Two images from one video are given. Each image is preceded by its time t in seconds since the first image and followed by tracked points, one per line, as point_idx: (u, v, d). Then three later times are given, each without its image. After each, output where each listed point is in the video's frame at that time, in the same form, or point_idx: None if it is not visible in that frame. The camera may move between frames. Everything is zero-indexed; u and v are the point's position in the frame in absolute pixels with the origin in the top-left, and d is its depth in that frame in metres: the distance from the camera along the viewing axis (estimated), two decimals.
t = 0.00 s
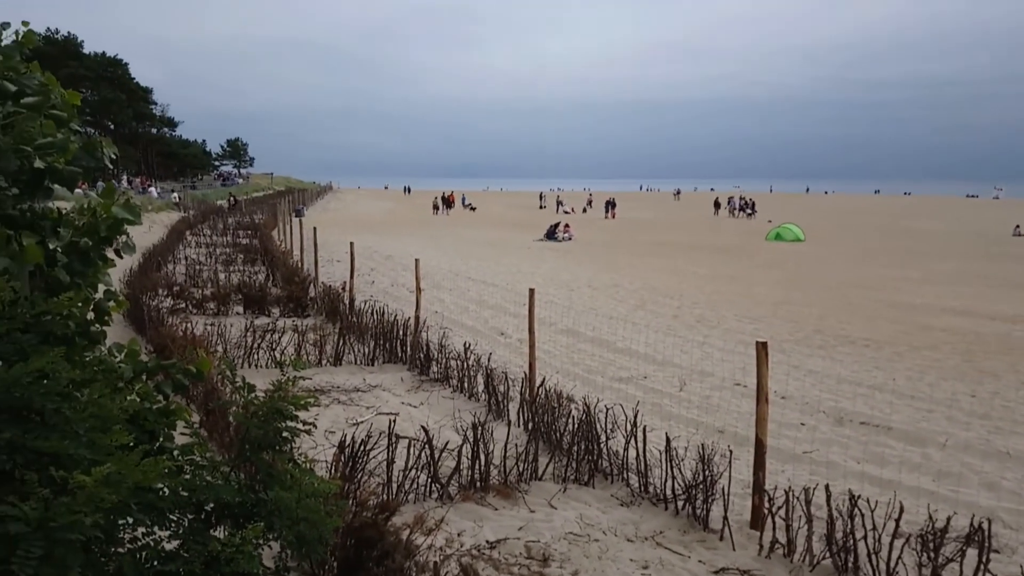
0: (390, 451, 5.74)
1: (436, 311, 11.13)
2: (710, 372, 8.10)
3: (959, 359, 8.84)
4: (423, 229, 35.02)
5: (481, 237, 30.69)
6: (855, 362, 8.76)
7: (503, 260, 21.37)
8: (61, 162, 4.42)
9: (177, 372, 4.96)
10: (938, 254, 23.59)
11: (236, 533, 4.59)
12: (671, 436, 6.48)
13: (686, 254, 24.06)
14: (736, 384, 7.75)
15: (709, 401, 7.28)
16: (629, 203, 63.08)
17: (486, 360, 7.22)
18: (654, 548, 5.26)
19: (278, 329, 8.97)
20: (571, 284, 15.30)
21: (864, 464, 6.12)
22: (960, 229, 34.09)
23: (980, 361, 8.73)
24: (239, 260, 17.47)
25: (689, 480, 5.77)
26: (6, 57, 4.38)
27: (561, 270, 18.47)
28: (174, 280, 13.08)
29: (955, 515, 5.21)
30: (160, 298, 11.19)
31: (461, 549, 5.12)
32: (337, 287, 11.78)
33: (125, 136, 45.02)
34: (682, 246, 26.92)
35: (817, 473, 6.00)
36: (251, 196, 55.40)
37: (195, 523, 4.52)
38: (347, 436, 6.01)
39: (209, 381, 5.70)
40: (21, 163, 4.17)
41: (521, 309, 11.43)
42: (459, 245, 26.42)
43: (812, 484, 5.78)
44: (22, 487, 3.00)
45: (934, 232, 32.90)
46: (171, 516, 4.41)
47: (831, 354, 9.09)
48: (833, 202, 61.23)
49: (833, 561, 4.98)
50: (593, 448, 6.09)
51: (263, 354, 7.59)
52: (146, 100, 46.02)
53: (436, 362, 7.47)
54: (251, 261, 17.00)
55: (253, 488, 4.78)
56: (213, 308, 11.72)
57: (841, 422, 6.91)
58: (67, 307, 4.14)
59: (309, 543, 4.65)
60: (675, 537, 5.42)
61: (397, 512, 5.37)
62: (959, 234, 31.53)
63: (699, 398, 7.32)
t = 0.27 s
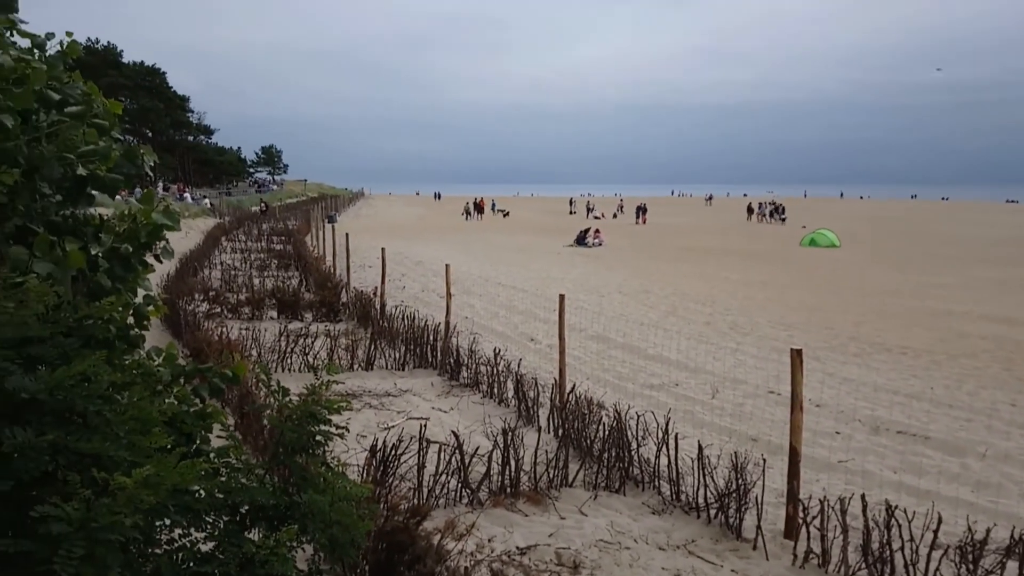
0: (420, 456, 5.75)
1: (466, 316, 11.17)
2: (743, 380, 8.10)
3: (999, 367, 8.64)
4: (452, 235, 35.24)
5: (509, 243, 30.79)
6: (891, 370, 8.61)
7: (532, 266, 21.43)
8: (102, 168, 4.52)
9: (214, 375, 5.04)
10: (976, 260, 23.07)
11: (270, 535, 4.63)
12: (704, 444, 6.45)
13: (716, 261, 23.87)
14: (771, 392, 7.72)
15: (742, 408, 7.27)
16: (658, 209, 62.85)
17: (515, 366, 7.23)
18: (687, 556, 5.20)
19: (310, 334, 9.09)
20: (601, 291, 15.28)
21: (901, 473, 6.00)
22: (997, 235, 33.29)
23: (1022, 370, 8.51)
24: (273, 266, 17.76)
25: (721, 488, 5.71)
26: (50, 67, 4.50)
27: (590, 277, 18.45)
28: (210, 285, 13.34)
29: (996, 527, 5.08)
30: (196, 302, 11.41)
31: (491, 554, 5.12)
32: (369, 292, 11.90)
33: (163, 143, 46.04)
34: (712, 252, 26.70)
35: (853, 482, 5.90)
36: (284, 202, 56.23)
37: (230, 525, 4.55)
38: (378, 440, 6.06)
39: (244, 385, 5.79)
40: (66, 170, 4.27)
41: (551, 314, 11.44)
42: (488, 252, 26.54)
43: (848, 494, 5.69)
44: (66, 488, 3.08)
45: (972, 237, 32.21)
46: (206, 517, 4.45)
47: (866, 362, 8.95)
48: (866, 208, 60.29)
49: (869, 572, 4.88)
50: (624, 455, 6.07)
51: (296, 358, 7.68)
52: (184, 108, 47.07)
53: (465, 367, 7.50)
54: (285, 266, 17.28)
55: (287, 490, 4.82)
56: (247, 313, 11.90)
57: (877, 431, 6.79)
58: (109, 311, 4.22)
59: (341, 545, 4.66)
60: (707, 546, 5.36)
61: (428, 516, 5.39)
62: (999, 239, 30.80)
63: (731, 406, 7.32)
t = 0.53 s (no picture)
0: (449, 459, 5.77)
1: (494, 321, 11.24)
2: (774, 386, 8.12)
3: None
4: (479, 240, 35.40)
5: (536, 248, 30.85)
6: (926, 376, 8.47)
7: (558, 271, 21.43)
8: (140, 175, 4.61)
9: (247, 378, 5.13)
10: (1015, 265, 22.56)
11: (302, 536, 4.67)
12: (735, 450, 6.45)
13: (744, 266, 23.65)
14: (802, 398, 7.76)
15: (773, 415, 7.30)
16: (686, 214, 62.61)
17: (543, 371, 7.25)
18: (717, 563, 5.16)
19: (339, 337, 9.19)
20: (628, 297, 15.24)
21: (936, 482, 5.89)
22: None
23: None
24: (304, 270, 18.01)
25: (752, 495, 5.67)
26: (90, 75, 4.62)
27: (617, 282, 18.41)
28: (242, 288, 13.58)
29: None
30: (229, 306, 11.61)
31: (520, 559, 5.11)
32: (399, 297, 12.01)
33: (195, 149, 46.93)
34: (740, 258, 26.46)
35: (886, 490, 5.81)
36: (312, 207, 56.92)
37: (262, 526, 4.59)
38: (406, 443, 6.10)
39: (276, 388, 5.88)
40: (105, 177, 4.35)
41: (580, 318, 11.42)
42: (514, 257, 26.62)
43: (881, 502, 5.60)
44: (105, 488, 3.12)
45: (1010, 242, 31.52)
46: (239, 518, 4.50)
47: (900, 368, 8.81)
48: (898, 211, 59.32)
49: None
50: (653, 460, 6.06)
51: (325, 362, 7.78)
52: (217, 114, 47.96)
53: (493, 371, 7.54)
54: (315, 270, 17.54)
55: (318, 492, 4.86)
56: (278, 316, 12.05)
57: (911, 438, 6.68)
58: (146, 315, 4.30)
59: (371, 548, 4.68)
60: (737, 553, 5.31)
61: (457, 520, 5.40)
62: None
63: (762, 412, 7.34)
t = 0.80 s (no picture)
0: (485, 462, 5.79)
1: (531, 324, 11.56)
2: (814, 391, 8.38)
3: None
4: (511, 245, 35.54)
5: (568, 254, 30.85)
6: (972, 382, 8.28)
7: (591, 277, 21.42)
8: (185, 178, 4.71)
9: (288, 379, 5.28)
10: None
11: (342, 535, 4.71)
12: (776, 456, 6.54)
13: (781, 271, 23.35)
14: (845, 403, 7.98)
15: (815, 417, 7.49)
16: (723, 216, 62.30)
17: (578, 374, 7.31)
18: (756, 570, 5.10)
19: (376, 339, 9.34)
20: (663, 305, 15.18)
21: (982, 490, 5.76)
22: None
23: None
24: (342, 272, 18.31)
25: (792, 502, 5.62)
26: (138, 83, 4.76)
27: (655, 288, 18.54)
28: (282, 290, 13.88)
29: None
30: (269, 307, 11.85)
31: (557, 562, 5.12)
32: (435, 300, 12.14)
33: (234, 153, 47.94)
34: (776, 263, 26.15)
35: (930, 497, 5.70)
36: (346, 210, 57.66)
37: (303, 525, 4.62)
38: (443, 445, 6.12)
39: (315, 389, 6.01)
40: (153, 181, 4.45)
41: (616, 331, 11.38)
42: (547, 262, 26.66)
43: (925, 510, 5.49)
44: (154, 486, 3.13)
45: None
46: (281, 517, 4.54)
47: (945, 373, 8.62)
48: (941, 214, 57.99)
49: None
50: (691, 465, 6.07)
51: (363, 363, 7.93)
52: (257, 119, 49.05)
53: (528, 374, 7.60)
54: (352, 272, 17.84)
55: (357, 492, 4.90)
56: (317, 318, 12.23)
57: (956, 445, 6.54)
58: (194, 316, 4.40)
59: (409, 548, 4.69)
60: (777, 560, 5.26)
61: (494, 522, 5.43)
62: None
63: (803, 415, 7.54)
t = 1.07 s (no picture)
0: (531, 463, 5.80)
1: (578, 328, 12.40)
2: (868, 399, 8.61)
3: None
4: (555, 248, 35.58)
5: (613, 258, 30.73)
6: None
7: (636, 283, 21.31)
8: (245, 179, 4.79)
9: (341, 376, 5.43)
10: None
11: (390, 531, 4.77)
12: (830, 464, 6.63)
13: (831, 277, 22.87)
14: (901, 412, 8.15)
15: (868, 426, 7.68)
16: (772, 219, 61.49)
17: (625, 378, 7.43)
18: None
19: (424, 338, 9.52)
20: (711, 313, 15.04)
21: None
22: None
23: None
24: (390, 272, 18.61)
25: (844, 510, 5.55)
26: (200, 86, 4.87)
27: (707, 293, 18.74)
28: (334, 289, 14.26)
29: None
30: (321, 306, 12.13)
31: (604, 565, 5.12)
32: (482, 302, 12.25)
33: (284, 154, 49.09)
34: (827, 268, 25.71)
35: (988, 509, 5.53)
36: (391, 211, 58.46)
37: (353, 520, 4.66)
38: (490, 445, 6.17)
39: (365, 387, 6.17)
40: (214, 182, 4.55)
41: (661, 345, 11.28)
42: (592, 266, 26.62)
43: (983, 522, 5.32)
44: (212, 477, 3.22)
45: None
46: (332, 511, 4.62)
47: (1006, 382, 8.36)
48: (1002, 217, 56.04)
49: None
50: (741, 471, 6.05)
51: (410, 361, 8.10)
52: (310, 121, 50.35)
53: (575, 376, 7.80)
54: (400, 272, 18.22)
55: (405, 490, 4.95)
56: (366, 317, 12.43)
57: (1016, 456, 6.34)
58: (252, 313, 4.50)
59: (457, 547, 4.72)
60: (828, 569, 5.17)
61: (541, 523, 5.45)
62: None
63: (856, 424, 7.75)
